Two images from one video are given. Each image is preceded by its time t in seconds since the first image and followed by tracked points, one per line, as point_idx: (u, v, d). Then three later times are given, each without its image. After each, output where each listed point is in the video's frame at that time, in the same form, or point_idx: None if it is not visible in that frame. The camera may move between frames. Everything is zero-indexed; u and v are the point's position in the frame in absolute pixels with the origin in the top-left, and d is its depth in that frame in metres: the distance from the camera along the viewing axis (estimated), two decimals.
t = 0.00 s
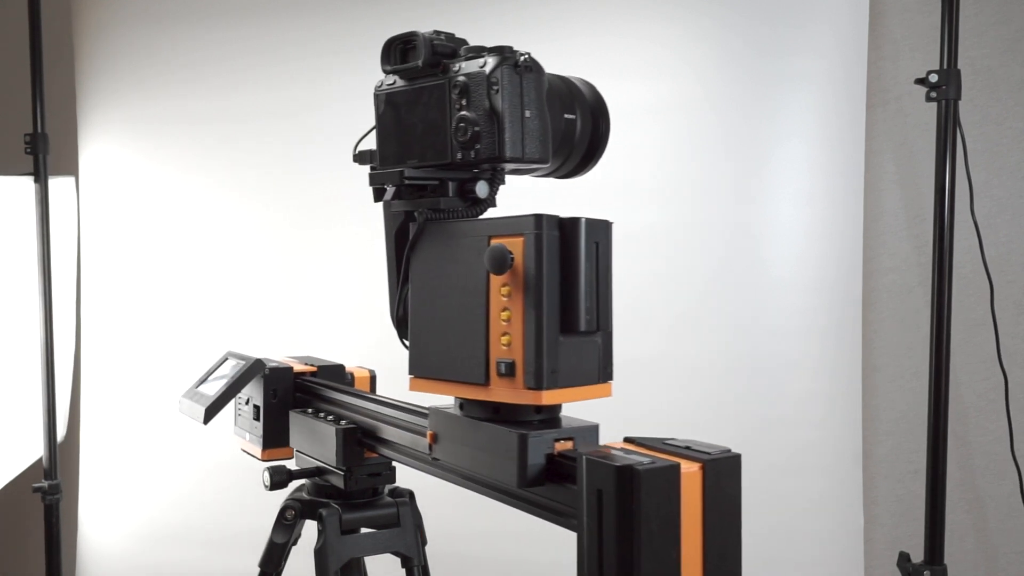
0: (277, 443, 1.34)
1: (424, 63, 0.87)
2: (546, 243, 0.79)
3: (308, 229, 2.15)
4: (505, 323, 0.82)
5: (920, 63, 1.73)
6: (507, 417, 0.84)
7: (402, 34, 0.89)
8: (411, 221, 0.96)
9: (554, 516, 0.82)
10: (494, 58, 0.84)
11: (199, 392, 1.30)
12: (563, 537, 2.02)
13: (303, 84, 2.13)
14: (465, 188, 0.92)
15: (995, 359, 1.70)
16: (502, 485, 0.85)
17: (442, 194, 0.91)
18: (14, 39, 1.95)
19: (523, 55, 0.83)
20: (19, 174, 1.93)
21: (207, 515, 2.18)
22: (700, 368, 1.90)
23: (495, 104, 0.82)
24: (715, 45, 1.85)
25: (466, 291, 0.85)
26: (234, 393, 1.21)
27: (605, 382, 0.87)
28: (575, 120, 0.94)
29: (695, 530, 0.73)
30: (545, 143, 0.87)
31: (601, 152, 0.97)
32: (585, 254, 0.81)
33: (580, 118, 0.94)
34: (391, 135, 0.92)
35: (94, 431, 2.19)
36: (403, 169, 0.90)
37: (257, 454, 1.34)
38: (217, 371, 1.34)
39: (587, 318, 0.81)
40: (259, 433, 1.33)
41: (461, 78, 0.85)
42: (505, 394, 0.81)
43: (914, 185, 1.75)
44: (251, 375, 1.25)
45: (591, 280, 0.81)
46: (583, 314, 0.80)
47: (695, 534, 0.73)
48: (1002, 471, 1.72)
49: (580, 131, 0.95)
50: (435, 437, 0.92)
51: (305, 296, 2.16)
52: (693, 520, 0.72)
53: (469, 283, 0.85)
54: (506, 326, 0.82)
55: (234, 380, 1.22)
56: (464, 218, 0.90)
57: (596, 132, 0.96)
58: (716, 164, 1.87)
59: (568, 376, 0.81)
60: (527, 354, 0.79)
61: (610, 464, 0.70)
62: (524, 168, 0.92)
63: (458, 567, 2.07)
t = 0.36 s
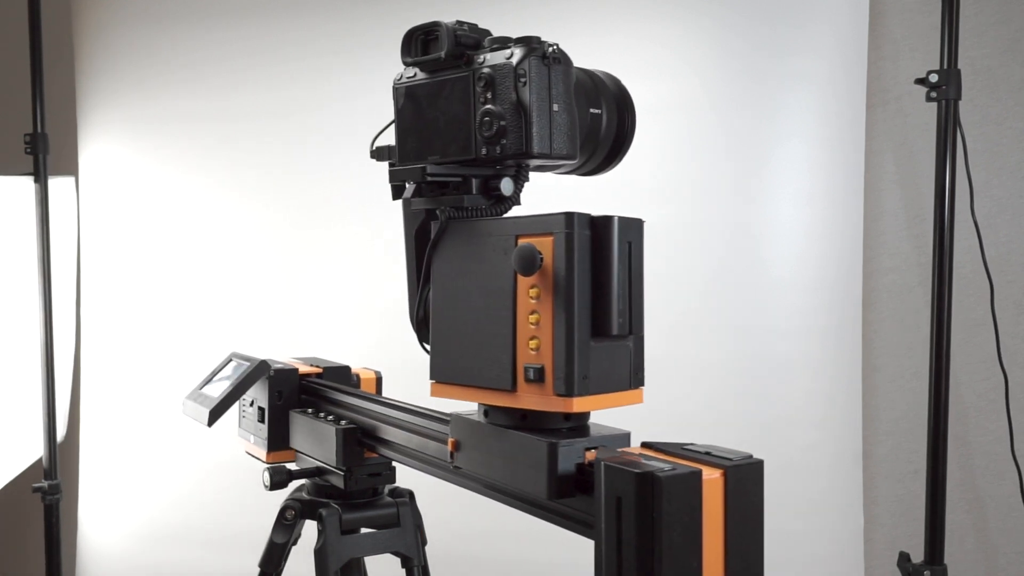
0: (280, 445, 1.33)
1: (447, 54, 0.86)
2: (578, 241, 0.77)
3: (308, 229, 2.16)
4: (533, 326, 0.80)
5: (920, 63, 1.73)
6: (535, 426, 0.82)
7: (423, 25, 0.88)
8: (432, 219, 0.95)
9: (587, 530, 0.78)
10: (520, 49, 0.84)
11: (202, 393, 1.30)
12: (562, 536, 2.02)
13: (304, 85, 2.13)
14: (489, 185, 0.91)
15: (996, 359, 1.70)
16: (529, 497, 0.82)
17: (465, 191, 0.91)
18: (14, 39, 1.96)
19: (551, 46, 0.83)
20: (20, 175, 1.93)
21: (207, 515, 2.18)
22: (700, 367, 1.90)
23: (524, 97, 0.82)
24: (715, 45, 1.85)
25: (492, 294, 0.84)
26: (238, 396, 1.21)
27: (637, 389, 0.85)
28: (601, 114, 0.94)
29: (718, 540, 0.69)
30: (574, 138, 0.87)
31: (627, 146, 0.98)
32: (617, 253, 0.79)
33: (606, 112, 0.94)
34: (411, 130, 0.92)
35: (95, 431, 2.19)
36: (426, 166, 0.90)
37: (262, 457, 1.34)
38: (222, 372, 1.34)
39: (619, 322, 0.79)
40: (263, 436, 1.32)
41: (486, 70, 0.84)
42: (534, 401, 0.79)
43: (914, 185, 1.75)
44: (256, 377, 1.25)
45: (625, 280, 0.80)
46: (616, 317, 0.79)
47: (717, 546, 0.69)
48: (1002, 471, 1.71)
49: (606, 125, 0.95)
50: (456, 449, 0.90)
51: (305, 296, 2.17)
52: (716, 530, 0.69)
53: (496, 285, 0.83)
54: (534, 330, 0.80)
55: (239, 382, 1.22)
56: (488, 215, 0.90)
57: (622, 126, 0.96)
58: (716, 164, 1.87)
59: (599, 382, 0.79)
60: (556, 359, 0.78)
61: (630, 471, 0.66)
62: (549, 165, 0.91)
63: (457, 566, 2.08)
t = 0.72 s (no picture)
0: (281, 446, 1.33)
1: (456, 50, 0.86)
2: (591, 243, 0.77)
3: (309, 229, 2.16)
4: (544, 327, 0.80)
5: (920, 63, 1.72)
6: (545, 429, 0.82)
7: (432, 21, 0.88)
8: (441, 219, 0.94)
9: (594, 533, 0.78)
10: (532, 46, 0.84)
11: (203, 394, 1.30)
12: (563, 535, 2.03)
13: (304, 84, 2.13)
14: (499, 185, 0.91)
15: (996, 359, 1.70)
16: (540, 500, 0.82)
17: (474, 190, 0.90)
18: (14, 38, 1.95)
19: (563, 42, 0.83)
20: (20, 175, 1.93)
21: (208, 515, 2.18)
22: (701, 367, 1.90)
23: (536, 94, 0.82)
24: (716, 45, 1.85)
25: (503, 295, 0.83)
26: (238, 397, 1.21)
27: (649, 391, 0.85)
28: (611, 112, 0.94)
29: (725, 544, 0.69)
30: (584, 136, 0.87)
31: (637, 145, 0.97)
32: (630, 254, 0.79)
33: (617, 110, 0.94)
34: (419, 128, 0.91)
35: (94, 431, 2.18)
36: (438, 163, 0.90)
37: (263, 457, 1.34)
38: (223, 373, 1.34)
39: (631, 323, 0.79)
40: (265, 436, 1.32)
41: (496, 67, 0.84)
42: (545, 402, 0.79)
43: (914, 185, 1.74)
44: (257, 377, 1.24)
45: (637, 282, 0.80)
46: (629, 318, 0.79)
47: (724, 548, 0.69)
48: (1002, 471, 1.71)
49: (617, 124, 0.95)
50: (463, 450, 0.90)
51: (305, 296, 2.16)
52: (724, 533, 0.69)
53: (506, 287, 0.83)
54: (545, 331, 0.80)
55: (239, 382, 1.22)
56: (497, 214, 0.89)
57: (632, 125, 0.96)
58: (717, 163, 1.87)
59: (611, 384, 0.79)
60: (568, 361, 0.77)
61: (638, 473, 0.66)
62: (559, 164, 0.91)
63: (457, 566, 2.07)
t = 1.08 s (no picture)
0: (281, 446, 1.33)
1: (456, 50, 0.86)
2: (591, 242, 0.77)
3: (309, 229, 2.16)
4: (544, 328, 0.80)
5: (920, 63, 1.72)
6: (545, 429, 0.82)
7: (433, 21, 0.88)
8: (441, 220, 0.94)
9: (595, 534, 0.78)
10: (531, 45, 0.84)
11: (203, 394, 1.30)
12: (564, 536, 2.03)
13: (304, 84, 2.13)
14: (499, 184, 0.91)
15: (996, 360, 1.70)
16: (541, 500, 0.82)
17: (474, 190, 0.90)
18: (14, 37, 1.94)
19: (562, 42, 0.83)
20: (20, 174, 1.92)
21: (208, 515, 2.18)
22: (702, 367, 1.90)
23: (536, 94, 0.82)
24: (717, 45, 1.85)
25: (503, 296, 0.83)
26: (238, 397, 1.21)
27: (649, 391, 0.84)
28: (611, 112, 0.94)
29: (726, 544, 0.69)
30: (584, 136, 0.87)
31: (636, 145, 0.97)
32: (630, 253, 0.79)
33: (616, 110, 0.94)
34: (418, 128, 0.91)
35: (95, 431, 2.18)
36: (438, 164, 0.90)
37: (263, 457, 1.34)
38: (223, 373, 1.34)
39: (631, 323, 0.79)
40: (265, 436, 1.32)
41: (496, 67, 0.84)
42: (545, 402, 0.79)
43: (914, 185, 1.75)
44: (256, 378, 1.24)
45: (637, 281, 0.80)
46: (628, 318, 0.79)
47: (725, 548, 0.69)
48: (1003, 472, 1.71)
49: (617, 123, 0.95)
50: (462, 451, 0.90)
51: (305, 295, 2.16)
52: (724, 534, 0.69)
53: (506, 286, 0.83)
54: (545, 331, 0.80)
55: (239, 383, 1.21)
56: (497, 215, 0.89)
57: (632, 125, 0.96)
58: (717, 163, 1.87)
59: (611, 385, 0.79)
60: (568, 361, 0.77)
61: (638, 473, 0.66)
62: (559, 164, 0.91)
63: (458, 567, 2.07)
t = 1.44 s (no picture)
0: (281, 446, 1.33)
1: (456, 50, 0.86)
2: (591, 242, 0.77)
3: (309, 229, 2.16)
4: (544, 328, 0.80)
5: (921, 63, 1.72)
6: (545, 428, 0.82)
7: (433, 21, 0.88)
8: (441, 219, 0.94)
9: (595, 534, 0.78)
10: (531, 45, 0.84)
11: (203, 393, 1.30)
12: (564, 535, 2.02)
13: (304, 84, 2.13)
14: (499, 184, 0.91)
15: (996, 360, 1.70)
16: (541, 501, 0.82)
17: (474, 190, 0.90)
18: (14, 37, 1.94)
19: (562, 42, 0.83)
20: (20, 175, 1.92)
21: (209, 515, 2.18)
22: (702, 368, 1.90)
23: (537, 94, 0.82)
24: (717, 45, 1.85)
25: (503, 296, 0.83)
26: (238, 396, 1.21)
27: (649, 391, 0.84)
28: (611, 112, 0.94)
29: (726, 543, 0.69)
30: (584, 136, 0.87)
31: (636, 146, 0.98)
32: (629, 253, 0.79)
33: (616, 110, 0.94)
34: (419, 128, 0.91)
35: (94, 431, 2.18)
36: (438, 164, 0.90)
37: (262, 457, 1.34)
38: (223, 373, 1.34)
39: (631, 323, 0.79)
40: (265, 436, 1.32)
41: (496, 67, 0.84)
42: (545, 402, 0.79)
43: (915, 185, 1.75)
44: (256, 378, 1.24)
45: (638, 281, 0.80)
46: (628, 318, 0.79)
47: (724, 549, 0.69)
48: (1002, 471, 1.71)
49: (616, 124, 0.95)
50: (462, 451, 0.90)
51: (305, 296, 2.16)
52: (725, 534, 0.69)
53: (506, 286, 0.83)
54: (545, 331, 0.80)
55: (238, 383, 1.21)
56: (497, 215, 0.89)
57: (632, 125, 0.96)
58: (717, 163, 1.87)
59: (611, 385, 0.79)
60: (568, 361, 0.77)
61: (638, 473, 0.66)
62: (559, 164, 0.91)
63: (458, 567, 2.07)
